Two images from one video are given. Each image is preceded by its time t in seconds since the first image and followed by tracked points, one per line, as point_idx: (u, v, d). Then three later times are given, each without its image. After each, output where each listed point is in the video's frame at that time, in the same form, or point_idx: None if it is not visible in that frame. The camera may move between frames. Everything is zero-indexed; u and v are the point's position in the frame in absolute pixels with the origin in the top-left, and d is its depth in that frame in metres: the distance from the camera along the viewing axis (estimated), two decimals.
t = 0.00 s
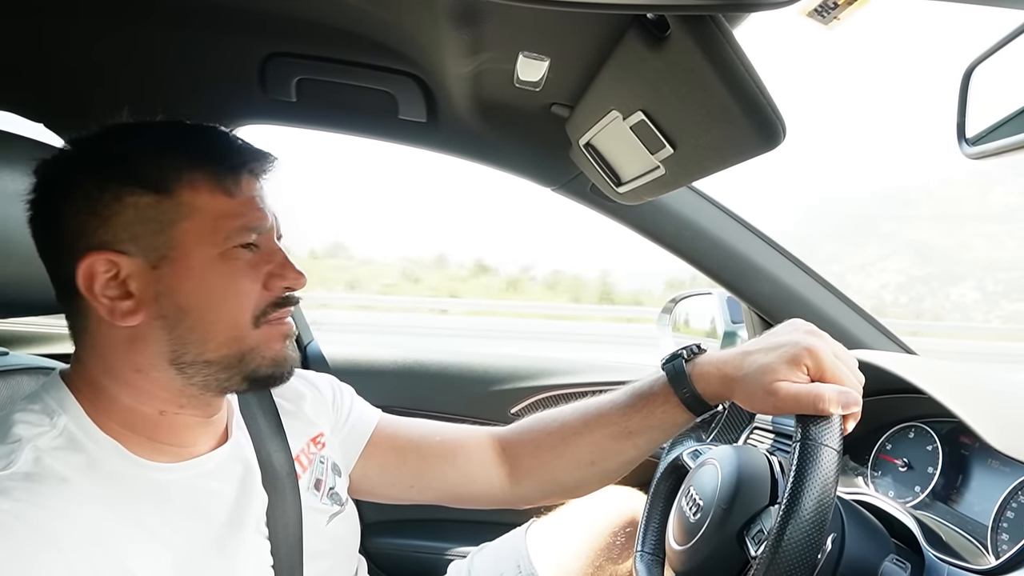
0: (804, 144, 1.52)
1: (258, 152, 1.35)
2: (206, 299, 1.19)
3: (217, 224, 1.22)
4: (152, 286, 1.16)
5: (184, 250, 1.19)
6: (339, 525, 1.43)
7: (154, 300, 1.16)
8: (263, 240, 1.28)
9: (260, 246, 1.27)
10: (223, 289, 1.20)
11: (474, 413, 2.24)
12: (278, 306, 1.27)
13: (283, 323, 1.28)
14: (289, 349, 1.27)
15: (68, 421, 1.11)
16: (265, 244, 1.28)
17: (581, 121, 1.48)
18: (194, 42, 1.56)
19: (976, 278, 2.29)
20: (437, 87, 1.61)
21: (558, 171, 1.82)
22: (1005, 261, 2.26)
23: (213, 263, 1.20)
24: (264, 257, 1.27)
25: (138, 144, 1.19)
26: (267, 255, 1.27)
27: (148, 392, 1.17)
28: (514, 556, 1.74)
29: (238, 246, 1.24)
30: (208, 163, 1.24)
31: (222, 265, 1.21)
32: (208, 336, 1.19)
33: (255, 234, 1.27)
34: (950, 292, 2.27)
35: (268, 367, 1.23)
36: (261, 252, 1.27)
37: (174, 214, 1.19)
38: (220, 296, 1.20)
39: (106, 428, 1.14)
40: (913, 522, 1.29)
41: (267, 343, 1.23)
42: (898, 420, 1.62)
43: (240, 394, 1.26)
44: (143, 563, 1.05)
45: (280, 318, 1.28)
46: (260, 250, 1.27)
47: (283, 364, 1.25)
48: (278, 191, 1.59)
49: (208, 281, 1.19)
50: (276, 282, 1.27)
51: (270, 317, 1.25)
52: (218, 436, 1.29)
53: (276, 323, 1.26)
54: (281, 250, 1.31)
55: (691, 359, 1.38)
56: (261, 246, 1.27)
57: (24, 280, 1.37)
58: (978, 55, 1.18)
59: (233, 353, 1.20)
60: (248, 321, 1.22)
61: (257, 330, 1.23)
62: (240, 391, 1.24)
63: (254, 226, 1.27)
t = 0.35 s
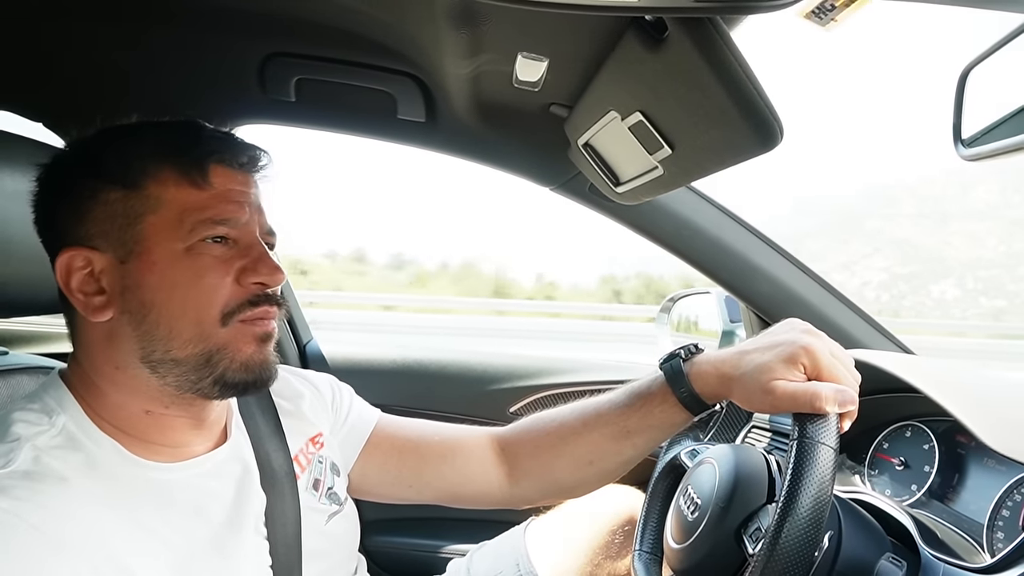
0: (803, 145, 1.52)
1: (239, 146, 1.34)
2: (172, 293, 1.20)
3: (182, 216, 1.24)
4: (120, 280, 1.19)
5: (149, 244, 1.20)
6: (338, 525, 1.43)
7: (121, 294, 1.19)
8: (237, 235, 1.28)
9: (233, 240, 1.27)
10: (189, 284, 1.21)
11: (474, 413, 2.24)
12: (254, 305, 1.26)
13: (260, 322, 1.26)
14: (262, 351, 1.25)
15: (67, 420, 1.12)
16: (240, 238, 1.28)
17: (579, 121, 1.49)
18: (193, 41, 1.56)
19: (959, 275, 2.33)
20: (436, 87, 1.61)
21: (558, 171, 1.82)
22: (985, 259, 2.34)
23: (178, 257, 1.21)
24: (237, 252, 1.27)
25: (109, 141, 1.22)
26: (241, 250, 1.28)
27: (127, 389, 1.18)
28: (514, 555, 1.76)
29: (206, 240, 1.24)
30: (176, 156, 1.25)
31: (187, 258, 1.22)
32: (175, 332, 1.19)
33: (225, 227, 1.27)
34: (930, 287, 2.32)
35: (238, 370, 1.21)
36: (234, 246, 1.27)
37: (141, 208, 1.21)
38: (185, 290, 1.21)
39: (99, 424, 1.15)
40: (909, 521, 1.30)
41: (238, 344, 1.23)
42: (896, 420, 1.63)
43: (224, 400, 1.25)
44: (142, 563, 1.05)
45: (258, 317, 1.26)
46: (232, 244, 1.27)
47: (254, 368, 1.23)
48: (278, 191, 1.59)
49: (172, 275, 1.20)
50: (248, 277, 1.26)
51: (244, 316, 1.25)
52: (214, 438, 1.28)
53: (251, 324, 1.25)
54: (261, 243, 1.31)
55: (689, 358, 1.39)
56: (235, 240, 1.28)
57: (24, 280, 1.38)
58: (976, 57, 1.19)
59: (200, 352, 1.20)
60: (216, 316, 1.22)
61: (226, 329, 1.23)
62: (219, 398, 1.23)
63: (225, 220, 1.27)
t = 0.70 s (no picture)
0: (803, 145, 1.53)
1: (234, 144, 1.33)
2: (177, 301, 1.19)
3: (184, 223, 1.22)
4: (124, 289, 1.18)
5: (151, 252, 1.19)
6: (337, 524, 1.44)
7: (126, 303, 1.18)
8: (239, 239, 1.27)
9: (236, 244, 1.26)
10: (194, 291, 1.20)
11: (473, 411, 2.25)
12: (260, 307, 1.26)
13: (266, 327, 1.26)
14: (270, 355, 1.25)
15: (67, 419, 1.12)
16: (243, 242, 1.27)
17: (580, 120, 1.49)
18: (193, 40, 1.56)
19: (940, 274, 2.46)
20: (436, 86, 1.61)
21: (557, 170, 1.82)
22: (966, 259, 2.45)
23: (182, 264, 1.20)
24: (241, 257, 1.26)
25: (102, 147, 1.20)
26: (245, 255, 1.27)
27: (134, 393, 1.18)
28: (513, 555, 1.76)
29: (208, 246, 1.23)
30: (173, 160, 1.23)
31: (191, 266, 1.21)
32: (182, 339, 1.19)
33: (227, 232, 1.26)
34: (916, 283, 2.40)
35: (247, 375, 1.22)
36: (237, 251, 1.26)
37: (141, 215, 1.20)
38: (190, 298, 1.20)
39: (97, 422, 1.15)
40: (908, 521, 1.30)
41: (247, 350, 1.23)
42: (894, 419, 1.63)
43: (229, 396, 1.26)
44: (141, 563, 1.05)
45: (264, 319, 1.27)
46: (235, 248, 1.26)
47: (264, 371, 1.24)
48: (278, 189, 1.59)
49: (176, 283, 1.20)
50: (253, 282, 1.25)
51: (251, 320, 1.25)
52: (214, 437, 1.28)
53: (256, 327, 1.25)
54: (263, 247, 1.30)
55: (689, 356, 1.39)
56: (238, 244, 1.26)
57: (23, 278, 1.38)
58: (976, 58, 1.19)
59: (208, 358, 1.20)
60: (223, 323, 1.22)
61: (233, 333, 1.23)
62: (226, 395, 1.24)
63: (227, 224, 1.26)
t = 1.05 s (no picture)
0: (803, 144, 1.52)
1: (234, 146, 1.32)
2: (179, 307, 1.18)
3: (187, 228, 1.21)
4: (125, 295, 1.17)
5: (153, 258, 1.18)
6: (335, 525, 1.43)
7: (127, 310, 1.17)
8: (241, 242, 1.26)
9: (238, 248, 1.25)
10: (197, 298, 1.19)
11: (472, 412, 2.24)
12: (260, 313, 1.26)
13: (261, 339, 1.26)
14: (268, 364, 1.25)
15: (64, 418, 1.12)
16: (244, 246, 1.26)
17: (579, 120, 1.48)
18: (192, 40, 1.55)
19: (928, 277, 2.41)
20: (435, 86, 1.61)
21: (557, 170, 1.82)
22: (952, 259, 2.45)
23: (184, 270, 1.19)
24: (243, 261, 1.25)
25: (99, 149, 1.19)
26: (247, 259, 1.26)
27: (135, 397, 1.18)
28: (512, 556, 1.75)
29: (211, 251, 1.22)
30: (174, 163, 1.22)
31: (194, 272, 1.20)
32: (185, 345, 1.18)
33: (230, 237, 1.25)
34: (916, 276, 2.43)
35: (245, 384, 1.21)
36: (239, 254, 1.25)
37: (141, 220, 1.18)
38: (193, 304, 1.19)
39: (92, 421, 1.14)
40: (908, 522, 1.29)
41: (245, 361, 1.22)
42: (895, 421, 1.63)
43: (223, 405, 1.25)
44: (138, 564, 1.05)
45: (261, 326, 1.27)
46: (237, 252, 1.25)
47: (262, 380, 1.24)
48: (276, 188, 1.59)
49: (178, 289, 1.19)
50: (255, 286, 1.25)
51: (247, 328, 1.24)
52: (213, 436, 1.28)
53: (254, 343, 1.24)
54: (264, 250, 1.29)
55: (689, 357, 1.38)
56: (240, 248, 1.25)
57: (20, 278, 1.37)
58: (976, 57, 1.19)
59: (209, 366, 1.19)
60: (225, 328, 1.21)
61: (233, 342, 1.22)
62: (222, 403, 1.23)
63: (229, 229, 1.24)
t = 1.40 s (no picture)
0: (806, 140, 1.51)
1: (246, 141, 1.31)
2: (193, 303, 1.19)
3: (201, 225, 1.21)
4: (139, 292, 1.17)
5: (167, 255, 1.18)
6: (336, 522, 1.42)
7: (141, 306, 1.17)
8: (253, 238, 1.26)
9: (250, 244, 1.25)
10: (212, 294, 1.19)
11: (473, 408, 2.24)
12: (275, 305, 1.26)
13: (279, 323, 1.26)
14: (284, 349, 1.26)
15: (63, 413, 1.11)
16: (257, 241, 1.26)
17: (582, 115, 1.48)
18: (192, 34, 1.55)
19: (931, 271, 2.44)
20: (437, 81, 1.60)
21: (559, 165, 1.81)
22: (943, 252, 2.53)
23: (199, 267, 1.19)
24: (255, 256, 1.25)
25: (113, 145, 1.18)
26: (259, 254, 1.25)
27: (150, 394, 1.18)
28: (513, 551, 1.75)
29: (225, 247, 1.22)
30: (187, 160, 1.21)
31: (211, 268, 1.20)
32: (201, 340, 1.19)
33: (243, 233, 1.24)
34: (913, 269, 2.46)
35: (264, 369, 1.23)
36: (251, 250, 1.25)
37: (154, 218, 1.18)
38: (207, 301, 1.19)
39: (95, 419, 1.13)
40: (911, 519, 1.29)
41: (261, 346, 1.23)
42: (897, 418, 1.62)
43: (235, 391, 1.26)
44: (139, 561, 1.04)
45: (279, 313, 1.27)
46: (248, 248, 1.24)
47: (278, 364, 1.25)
48: (276, 184, 1.58)
49: (193, 285, 1.19)
50: (267, 282, 1.24)
51: (268, 317, 1.24)
52: (212, 434, 1.27)
53: (270, 326, 1.25)
54: (275, 245, 1.29)
55: (691, 353, 1.38)
56: (252, 244, 1.25)
57: (19, 273, 1.37)
58: (983, 52, 1.19)
59: (226, 356, 1.20)
60: (240, 323, 1.21)
61: (251, 332, 1.22)
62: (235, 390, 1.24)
63: (241, 225, 1.24)
